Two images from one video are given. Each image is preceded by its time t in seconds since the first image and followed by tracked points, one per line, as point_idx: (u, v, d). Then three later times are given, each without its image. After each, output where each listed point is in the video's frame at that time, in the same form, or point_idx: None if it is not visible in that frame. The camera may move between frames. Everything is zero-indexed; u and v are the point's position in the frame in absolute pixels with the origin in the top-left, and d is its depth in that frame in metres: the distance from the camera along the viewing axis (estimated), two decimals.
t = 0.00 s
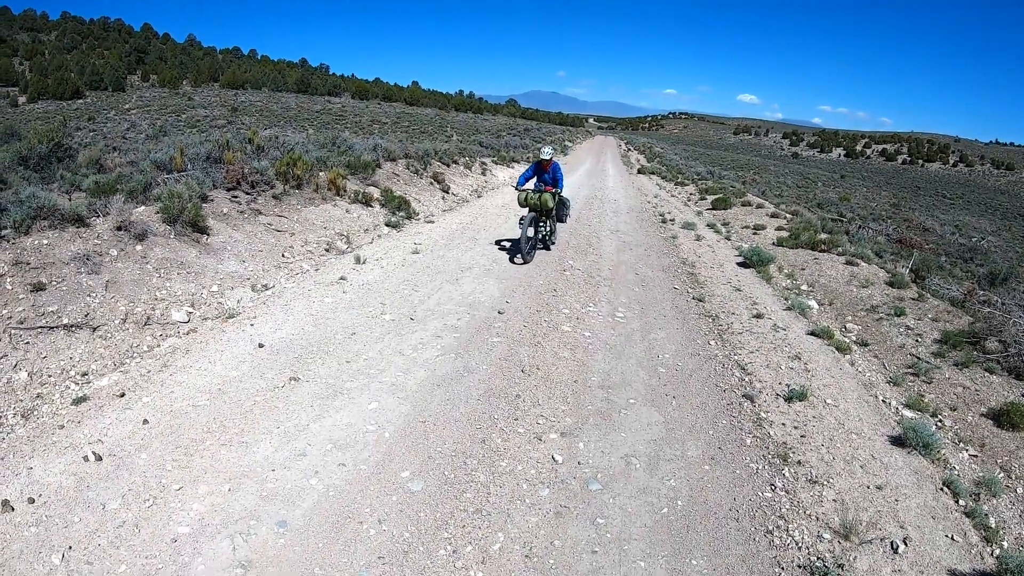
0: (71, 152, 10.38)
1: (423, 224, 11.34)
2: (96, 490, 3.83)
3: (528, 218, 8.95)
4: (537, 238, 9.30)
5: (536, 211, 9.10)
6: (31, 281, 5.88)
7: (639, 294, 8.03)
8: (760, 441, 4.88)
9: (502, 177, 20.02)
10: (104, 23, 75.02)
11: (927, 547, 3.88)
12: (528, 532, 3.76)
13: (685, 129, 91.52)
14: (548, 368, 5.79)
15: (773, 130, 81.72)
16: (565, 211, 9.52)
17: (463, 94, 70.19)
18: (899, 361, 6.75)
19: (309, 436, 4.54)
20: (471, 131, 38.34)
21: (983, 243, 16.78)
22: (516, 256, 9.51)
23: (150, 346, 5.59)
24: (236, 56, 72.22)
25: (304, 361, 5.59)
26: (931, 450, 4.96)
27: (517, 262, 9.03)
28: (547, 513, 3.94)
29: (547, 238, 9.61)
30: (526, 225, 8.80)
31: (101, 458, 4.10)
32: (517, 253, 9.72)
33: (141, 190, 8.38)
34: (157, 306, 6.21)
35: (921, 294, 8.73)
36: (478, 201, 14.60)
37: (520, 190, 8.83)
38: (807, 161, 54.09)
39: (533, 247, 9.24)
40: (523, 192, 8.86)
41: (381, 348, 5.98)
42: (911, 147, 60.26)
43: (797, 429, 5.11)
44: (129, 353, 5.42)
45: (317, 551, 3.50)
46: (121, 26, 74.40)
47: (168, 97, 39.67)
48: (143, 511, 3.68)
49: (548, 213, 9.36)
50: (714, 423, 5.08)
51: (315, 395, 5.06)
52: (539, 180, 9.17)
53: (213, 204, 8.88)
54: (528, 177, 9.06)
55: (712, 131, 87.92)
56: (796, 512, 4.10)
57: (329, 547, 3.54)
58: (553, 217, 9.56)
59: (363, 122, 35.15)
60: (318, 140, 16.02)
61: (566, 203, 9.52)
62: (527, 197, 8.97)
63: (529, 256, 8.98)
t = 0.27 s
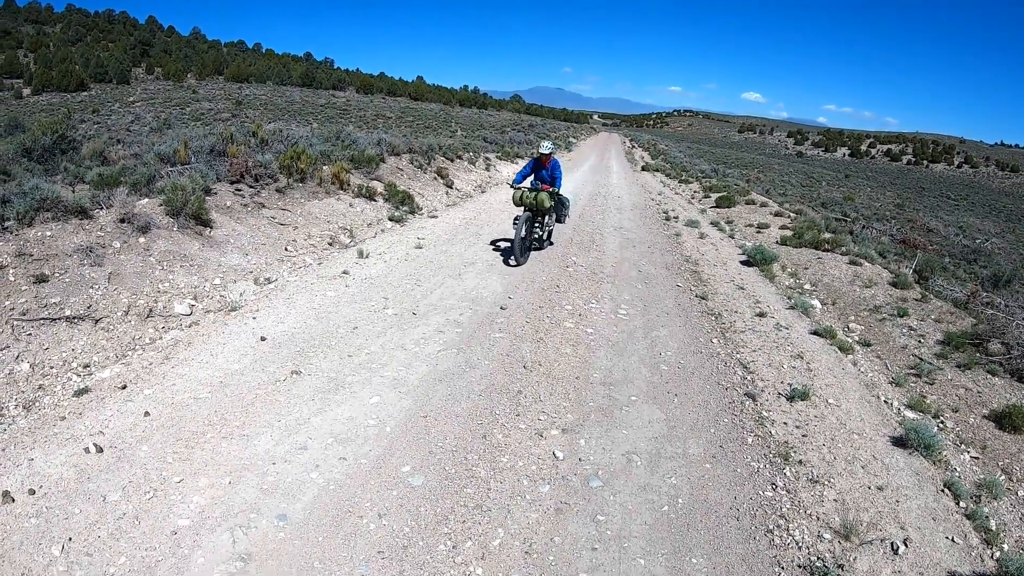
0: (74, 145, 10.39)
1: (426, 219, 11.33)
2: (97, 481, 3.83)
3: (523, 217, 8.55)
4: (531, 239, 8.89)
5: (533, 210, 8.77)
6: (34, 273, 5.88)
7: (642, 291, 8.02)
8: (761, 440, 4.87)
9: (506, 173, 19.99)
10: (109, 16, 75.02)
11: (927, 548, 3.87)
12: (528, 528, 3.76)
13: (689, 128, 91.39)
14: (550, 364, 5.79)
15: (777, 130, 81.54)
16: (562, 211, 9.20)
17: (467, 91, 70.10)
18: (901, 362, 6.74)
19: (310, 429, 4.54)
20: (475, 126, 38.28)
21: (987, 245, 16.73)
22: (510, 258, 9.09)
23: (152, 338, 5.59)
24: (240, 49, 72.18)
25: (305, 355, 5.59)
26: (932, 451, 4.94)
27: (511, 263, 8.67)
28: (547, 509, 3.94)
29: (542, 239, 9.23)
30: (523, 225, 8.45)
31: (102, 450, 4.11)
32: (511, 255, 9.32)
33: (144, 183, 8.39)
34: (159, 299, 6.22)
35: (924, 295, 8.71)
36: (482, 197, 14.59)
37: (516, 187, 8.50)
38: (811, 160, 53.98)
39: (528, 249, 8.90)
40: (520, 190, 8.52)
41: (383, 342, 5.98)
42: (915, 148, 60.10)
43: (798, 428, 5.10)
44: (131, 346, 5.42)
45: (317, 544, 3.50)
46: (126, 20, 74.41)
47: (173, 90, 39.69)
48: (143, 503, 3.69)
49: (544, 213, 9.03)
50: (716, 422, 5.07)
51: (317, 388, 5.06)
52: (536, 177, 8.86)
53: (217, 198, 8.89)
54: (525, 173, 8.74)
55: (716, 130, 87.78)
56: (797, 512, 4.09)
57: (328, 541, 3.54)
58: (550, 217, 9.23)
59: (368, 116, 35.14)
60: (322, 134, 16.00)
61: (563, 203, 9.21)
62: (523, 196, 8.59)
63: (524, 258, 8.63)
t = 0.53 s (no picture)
0: (80, 139, 10.41)
1: (432, 214, 11.32)
2: (101, 473, 3.84)
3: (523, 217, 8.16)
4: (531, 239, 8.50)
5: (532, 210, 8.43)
6: (39, 265, 5.88)
7: (648, 286, 7.99)
8: (766, 436, 4.85)
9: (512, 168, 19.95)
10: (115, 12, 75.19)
11: (931, 546, 3.85)
12: (532, 522, 3.75)
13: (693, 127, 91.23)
14: (555, 358, 5.78)
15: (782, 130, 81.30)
16: (561, 210, 8.88)
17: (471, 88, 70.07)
18: (907, 360, 6.71)
19: (314, 422, 4.53)
20: (480, 122, 38.25)
21: (994, 244, 16.66)
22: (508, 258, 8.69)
23: (157, 331, 5.59)
24: (246, 46, 72.29)
25: (310, 348, 5.58)
26: (937, 449, 4.92)
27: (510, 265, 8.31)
28: (551, 503, 3.93)
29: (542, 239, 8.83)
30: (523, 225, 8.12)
31: (106, 442, 4.12)
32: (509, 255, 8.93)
33: (150, 176, 8.40)
34: (164, 291, 6.22)
35: (930, 294, 8.67)
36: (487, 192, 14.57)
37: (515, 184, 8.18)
38: (816, 159, 53.83)
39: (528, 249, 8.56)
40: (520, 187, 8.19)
41: (388, 335, 5.97)
42: (921, 147, 59.87)
43: (803, 425, 5.07)
44: (137, 338, 5.42)
45: (320, 537, 3.51)
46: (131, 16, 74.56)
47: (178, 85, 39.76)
48: (147, 495, 3.70)
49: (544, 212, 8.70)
50: (720, 417, 5.05)
51: (321, 381, 5.06)
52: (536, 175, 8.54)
53: (223, 192, 8.90)
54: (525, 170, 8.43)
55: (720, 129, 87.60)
56: (801, 508, 4.07)
57: (331, 533, 3.54)
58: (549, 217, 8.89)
59: (374, 112, 35.15)
60: (328, 129, 16.01)
61: (563, 202, 8.89)
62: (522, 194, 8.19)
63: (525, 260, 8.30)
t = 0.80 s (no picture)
0: (91, 132, 10.46)
1: (441, 209, 11.33)
2: (113, 463, 3.89)
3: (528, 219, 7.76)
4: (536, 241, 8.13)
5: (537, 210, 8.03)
6: (51, 258, 5.92)
7: (657, 283, 7.99)
8: (773, 433, 4.86)
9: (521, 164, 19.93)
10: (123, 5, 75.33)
11: (935, 545, 3.85)
12: (539, 515, 3.78)
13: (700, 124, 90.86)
14: (564, 353, 5.79)
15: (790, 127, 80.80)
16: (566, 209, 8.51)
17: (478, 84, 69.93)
18: (914, 359, 6.69)
19: (325, 414, 4.56)
20: (489, 117, 38.19)
21: (1004, 245, 16.56)
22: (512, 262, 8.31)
23: (168, 323, 5.63)
24: (254, 40, 72.41)
25: (320, 341, 5.61)
26: (943, 449, 4.91)
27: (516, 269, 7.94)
28: (558, 496, 3.95)
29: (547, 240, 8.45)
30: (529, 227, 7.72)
31: (118, 432, 4.16)
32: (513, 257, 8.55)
33: (160, 170, 8.43)
34: (176, 284, 6.26)
35: (938, 293, 8.64)
36: (496, 187, 14.57)
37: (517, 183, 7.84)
38: (825, 157, 53.56)
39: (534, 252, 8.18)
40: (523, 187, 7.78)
41: (398, 329, 5.99)
42: (930, 146, 59.48)
43: (810, 422, 5.07)
44: (148, 330, 5.46)
45: (330, 527, 3.55)
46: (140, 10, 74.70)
47: (187, 78, 39.83)
48: (159, 485, 3.74)
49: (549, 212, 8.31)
50: (728, 414, 5.05)
51: (331, 374, 5.09)
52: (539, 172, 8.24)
53: (233, 185, 8.94)
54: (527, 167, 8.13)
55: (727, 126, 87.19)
56: (806, 505, 4.08)
57: (341, 524, 3.58)
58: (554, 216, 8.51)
59: (383, 106, 35.16)
60: (338, 123, 16.04)
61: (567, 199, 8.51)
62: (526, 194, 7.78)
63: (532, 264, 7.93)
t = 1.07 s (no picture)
0: (107, 134, 10.57)
1: (454, 212, 11.37)
2: (125, 459, 3.96)
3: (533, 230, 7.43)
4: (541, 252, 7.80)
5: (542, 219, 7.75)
6: (66, 257, 6.00)
7: (668, 287, 7.98)
8: (782, 438, 4.84)
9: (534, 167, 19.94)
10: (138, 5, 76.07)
11: (943, 552, 3.82)
12: (546, 517, 3.79)
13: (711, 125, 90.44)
14: (574, 356, 5.79)
15: (800, 129, 80.27)
16: (570, 216, 8.23)
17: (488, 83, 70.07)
18: (925, 365, 6.64)
19: (335, 414, 4.60)
20: (500, 120, 38.24)
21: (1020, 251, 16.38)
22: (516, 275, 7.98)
23: (181, 323, 5.68)
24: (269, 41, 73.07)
25: (331, 342, 5.65)
26: (953, 456, 4.87)
27: (521, 282, 7.64)
28: (566, 499, 3.96)
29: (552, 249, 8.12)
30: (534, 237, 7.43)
31: (130, 430, 4.22)
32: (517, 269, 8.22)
33: (175, 172, 8.51)
34: (189, 284, 6.32)
35: (951, 299, 8.57)
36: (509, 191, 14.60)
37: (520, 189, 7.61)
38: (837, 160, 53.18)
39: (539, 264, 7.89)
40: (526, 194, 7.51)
41: (409, 331, 6.02)
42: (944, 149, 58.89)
43: (819, 428, 5.05)
44: (161, 330, 5.52)
45: (337, 526, 3.58)
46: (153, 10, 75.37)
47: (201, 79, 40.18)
48: (169, 482, 3.81)
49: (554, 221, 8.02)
50: (736, 418, 5.04)
51: (342, 375, 5.12)
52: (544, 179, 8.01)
53: (247, 187, 9.01)
54: (532, 174, 7.90)
55: (738, 127, 86.69)
56: (813, 510, 4.07)
57: (349, 523, 3.61)
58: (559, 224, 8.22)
59: (396, 109, 35.36)
60: (352, 126, 16.13)
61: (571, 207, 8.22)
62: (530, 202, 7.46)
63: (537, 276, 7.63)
